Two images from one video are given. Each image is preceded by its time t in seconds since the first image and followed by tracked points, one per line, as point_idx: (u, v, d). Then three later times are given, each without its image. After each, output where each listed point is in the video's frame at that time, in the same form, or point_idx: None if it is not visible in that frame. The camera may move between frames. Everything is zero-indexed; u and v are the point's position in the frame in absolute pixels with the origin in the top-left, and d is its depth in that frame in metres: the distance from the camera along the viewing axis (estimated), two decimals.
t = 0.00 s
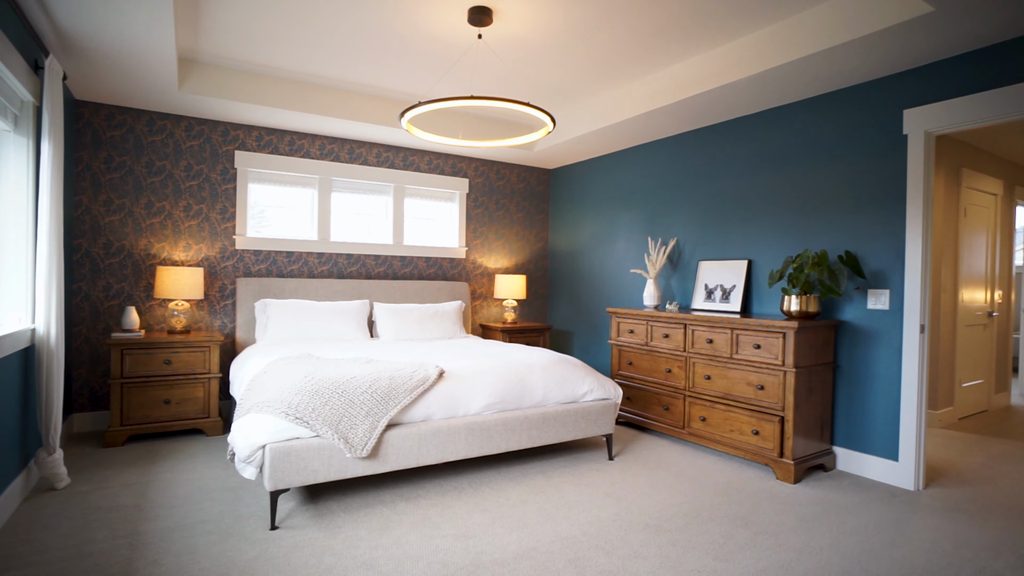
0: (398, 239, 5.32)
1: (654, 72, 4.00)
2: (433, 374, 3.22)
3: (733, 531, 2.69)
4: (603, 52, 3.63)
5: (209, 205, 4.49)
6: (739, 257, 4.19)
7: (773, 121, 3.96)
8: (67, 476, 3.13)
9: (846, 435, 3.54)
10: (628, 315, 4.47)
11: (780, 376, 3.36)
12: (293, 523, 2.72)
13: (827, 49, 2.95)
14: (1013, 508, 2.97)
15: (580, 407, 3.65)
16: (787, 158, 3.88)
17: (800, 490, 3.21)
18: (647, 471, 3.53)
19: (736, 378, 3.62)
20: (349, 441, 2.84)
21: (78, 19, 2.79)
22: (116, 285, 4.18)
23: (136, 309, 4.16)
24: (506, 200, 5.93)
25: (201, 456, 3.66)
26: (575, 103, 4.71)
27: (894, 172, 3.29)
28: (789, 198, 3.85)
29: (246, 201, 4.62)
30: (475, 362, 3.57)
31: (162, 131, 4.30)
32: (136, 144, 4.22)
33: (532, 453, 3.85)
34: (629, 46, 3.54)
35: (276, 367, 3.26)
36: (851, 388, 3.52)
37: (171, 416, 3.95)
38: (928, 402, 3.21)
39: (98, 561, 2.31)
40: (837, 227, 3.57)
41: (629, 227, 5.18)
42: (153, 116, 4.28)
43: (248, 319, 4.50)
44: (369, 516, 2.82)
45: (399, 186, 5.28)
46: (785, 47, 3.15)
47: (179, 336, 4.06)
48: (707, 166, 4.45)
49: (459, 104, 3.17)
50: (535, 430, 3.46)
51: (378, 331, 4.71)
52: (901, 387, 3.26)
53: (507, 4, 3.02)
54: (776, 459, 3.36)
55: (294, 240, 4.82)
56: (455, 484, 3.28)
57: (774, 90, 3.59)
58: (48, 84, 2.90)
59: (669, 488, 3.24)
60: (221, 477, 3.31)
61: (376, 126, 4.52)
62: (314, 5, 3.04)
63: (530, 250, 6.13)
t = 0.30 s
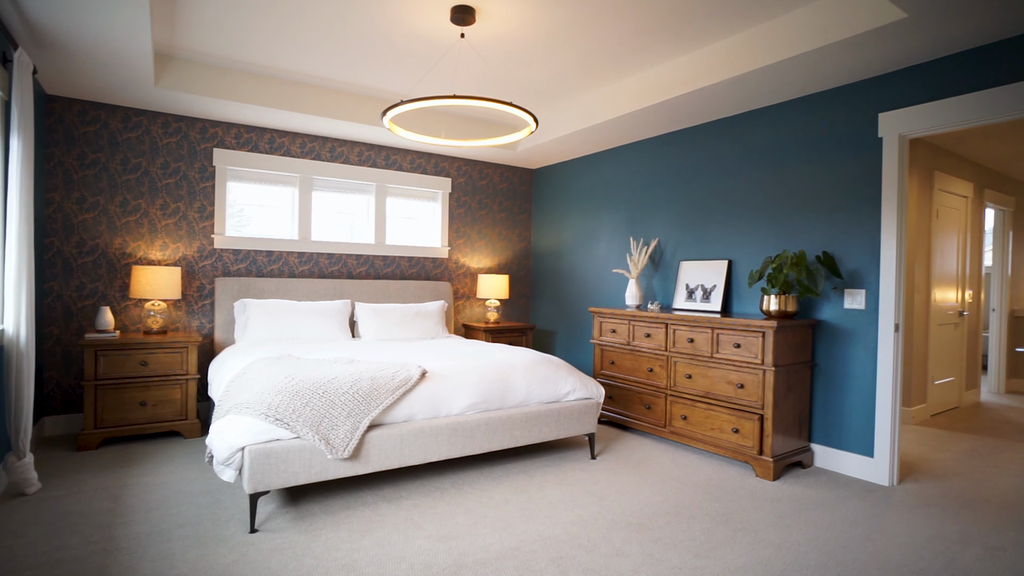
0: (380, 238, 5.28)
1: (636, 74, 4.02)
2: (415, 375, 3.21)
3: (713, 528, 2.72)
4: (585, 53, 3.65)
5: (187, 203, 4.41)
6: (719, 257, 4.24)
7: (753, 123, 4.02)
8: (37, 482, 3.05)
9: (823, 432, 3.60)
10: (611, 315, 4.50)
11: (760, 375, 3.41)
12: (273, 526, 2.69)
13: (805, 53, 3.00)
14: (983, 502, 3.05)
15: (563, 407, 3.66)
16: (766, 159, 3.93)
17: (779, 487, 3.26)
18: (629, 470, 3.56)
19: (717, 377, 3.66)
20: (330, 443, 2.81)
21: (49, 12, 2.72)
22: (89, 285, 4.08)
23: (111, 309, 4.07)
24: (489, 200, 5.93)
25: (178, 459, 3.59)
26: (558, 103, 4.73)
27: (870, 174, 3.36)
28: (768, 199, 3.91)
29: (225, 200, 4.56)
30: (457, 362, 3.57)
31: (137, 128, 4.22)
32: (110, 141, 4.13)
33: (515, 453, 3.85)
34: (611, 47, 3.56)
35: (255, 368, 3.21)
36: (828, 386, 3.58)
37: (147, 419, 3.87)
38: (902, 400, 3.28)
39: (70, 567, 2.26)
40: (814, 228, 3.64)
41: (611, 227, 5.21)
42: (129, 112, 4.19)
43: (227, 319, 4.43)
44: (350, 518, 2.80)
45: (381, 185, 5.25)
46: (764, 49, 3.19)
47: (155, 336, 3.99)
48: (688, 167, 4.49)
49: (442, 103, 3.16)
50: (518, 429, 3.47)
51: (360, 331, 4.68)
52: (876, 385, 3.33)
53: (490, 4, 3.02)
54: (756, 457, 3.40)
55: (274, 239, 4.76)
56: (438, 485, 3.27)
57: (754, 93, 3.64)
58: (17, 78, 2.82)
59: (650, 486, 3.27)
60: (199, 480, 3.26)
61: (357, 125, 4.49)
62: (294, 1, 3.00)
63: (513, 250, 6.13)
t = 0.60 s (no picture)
0: (363, 238, 5.24)
1: (620, 75, 4.04)
2: (398, 375, 3.19)
3: (696, 526, 2.75)
4: (569, 53, 3.66)
5: (165, 202, 4.34)
6: (701, 257, 4.28)
7: (734, 124, 4.06)
8: (8, 487, 2.98)
9: (803, 430, 3.66)
10: (594, 315, 4.52)
11: (742, 373, 3.44)
12: (254, 528, 2.65)
13: (785, 55, 3.04)
14: (956, 496, 3.12)
15: (547, 406, 3.67)
16: (747, 161, 3.98)
17: (760, 484, 3.30)
18: (613, 469, 3.57)
19: (699, 376, 3.69)
20: (313, 444, 2.78)
21: (21, 4, 2.66)
22: (64, 285, 4.00)
23: (86, 309, 3.99)
24: (473, 200, 5.92)
25: (156, 462, 3.53)
26: (542, 103, 4.74)
27: (848, 175, 3.42)
28: (750, 200, 3.96)
29: (204, 198, 4.49)
30: (441, 362, 3.55)
31: (114, 124, 4.14)
32: (85, 138, 4.04)
33: (499, 453, 3.85)
34: (595, 48, 3.58)
35: (236, 369, 3.16)
36: (807, 384, 3.63)
37: (124, 421, 3.80)
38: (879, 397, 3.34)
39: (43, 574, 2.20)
40: (794, 228, 3.69)
41: (595, 227, 5.23)
42: (105, 108, 4.11)
43: (207, 319, 4.37)
44: (333, 520, 2.78)
45: (364, 184, 5.21)
46: (746, 51, 3.23)
47: (133, 337, 3.91)
48: (670, 167, 4.53)
49: (425, 102, 3.14)
50: (502, 429, 3.46)
51: (343, 331, 4.64)
52: (854, 383, 3.39)
53: (474, 3, 3.02)
54: (738, 455, 3.44)
55: (255, 238, 4.71)
56: (421, 485, 3.25)
57: (735, 94, 3.68)
58: None
59: (633, 485, 3.29)
60: (178, 483, 3.20)
61: (340, 123, 4.45)
62: None
63: (497, 250, 6.13)
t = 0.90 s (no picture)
0: (346, 237, 5.20)
1: (604, 76, 4.06)
2: (382, 375, 3.17)
3: (679, 524, 2.77)
4: (553, 54, 3.67)
5: (144, 200, 4.26)
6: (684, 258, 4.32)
7: (716, 126, 4.10)
8: None
9: (784, 427, 3.71)
10: (579, 314, 4.53)
11: (724, 372, 3.48)
12: (235, 532, 2.62)
13: (766, 58, 3.08)
14: (933, 491, 3.19)
15: (532, 406, 3.67)
16: (729, 162, 4.02)
17: (742, 482, 3.34)
18: (598, 468, 3.59)
19: (682, 375, 3.72)
20: (295, 446, 2.75)
21: None
22: (38, 285, 3.90)
23: (61, 310, 3.90)
24: (458, 200, 5.90)
25: (134, 466, 3.46)
26: (526, 104, 4.75)
27: (828, 177, 3.47)
28: (732, 201, 4.00)
29: (184, 197, 4.42)
30: (425, 362, 3.54)
31: (90, 121, 4.05)
32: (60, 135, 3.96)
33: (484, 453, 3.84)
34: (579, 49, 3.59)
35: (216, 370, 3.12)
36: (788, 383, 3.68)
37: (101, 424, 3.72)
38: (858, 395, 3.40)
39: None
40: (775, 228, 3.74)
41: (579, 227, 5.25)
42: (81, 104, 4.02)
43: (187, 320, 4.30)
44: (316, 522, 2.75)
45: (348, 183, 5.17)
46: (727, 54, 3.26)
47: (110, 338, 3.84)
48: (654, 168, 4.56)
49: (410, 101, 3.13)
50: (486, 429, 3.46)
51: (326, 331, 4.60)
52: (833, 381, 3.45)
53: (458, 2, 3.01)
54: (721, 453, 3.48)
55: (236, 238, 4.65)
56: (406, 486, 3.23)
57: (718, 96, 3.72)
58: None
59: (618, 483, 3.31)
60: (157, 487, 3.15)
61: (323, 122, 4.41)
62: None
63: (482, 249, 6.12)
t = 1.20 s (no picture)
0: (329, 237, 5.16)
1: (588, 77, 4.08)
2: (365, 376, 3.15)
3: (662, 522, 2.79)
4: (538, 55, 3.68)
5: (120, 198, 4.18)
6: (667, 258, 4.36)
7: (698, 127, 4.15)
8: None
9: (765, 426, 3.76)
10: (563, 314, 4.55)
11: (706, 371, 3.52)
12: (215, 536, 2.58)
13: (747, 62, 3.12)
14: (908, 486, 3.26)
15: (516, 406, 3.67)
16: (711, 163, 4.07)
17: (724, 480, 3.38)
18: (582, 467, 3.60)
19: (665, 374, 3.75)
20: (277, 448, 2.72)
21: None
22: (9, 285, 3.81)
23: (34, 311, 3.81)
24: (442, 199, 5.88)
25: (111, 469, 3.39)
26: (510, 104, 4.75)
27: (807, 178, 3.53)
28: (713, 202, 4.04)
29: (162, 195, 4.35)
30: (409, 362, 3.52)
31: (64, 117, 3.96)
32: (33, 130, 3.86)
33: (468, 454, 3.83)
34: (563, 50, 3.60)
35: (195, 372, 3.07)
36: (769, 381, 3.74)
37: (76, 427, 3.64)
38: (836, 393, 3.46)
39: None
40: (756, 229, 3.79)
41: (563, 227, 5.27)
42: (54, 99, 3.93)
43: (165, 321, 4.22)
44: (298, 525, 2.72)
45: (330, 182, 5.13)
46: (708, 57, 3.30)
47: (85, 339, 3.76)
48: (637, 169, 4.60)
49: (393, 100, 3.11)
50: (471, 429, 3.45)
51: (308, 331, 4.56)
52: (813, 379, 3.50)
53: (442, 1, 3.00)
54: (703, 451, 3.51)
55: (216, 237, 4.58)
56: (390, 488, 3.21)
57: (700, 98, 3.76)
58: None
59: (601, 482, 3.33)
60: (134, 491, 3.09)
61: (305, 120, 4.37)
62: None
63: (466, 249, 6.11)
